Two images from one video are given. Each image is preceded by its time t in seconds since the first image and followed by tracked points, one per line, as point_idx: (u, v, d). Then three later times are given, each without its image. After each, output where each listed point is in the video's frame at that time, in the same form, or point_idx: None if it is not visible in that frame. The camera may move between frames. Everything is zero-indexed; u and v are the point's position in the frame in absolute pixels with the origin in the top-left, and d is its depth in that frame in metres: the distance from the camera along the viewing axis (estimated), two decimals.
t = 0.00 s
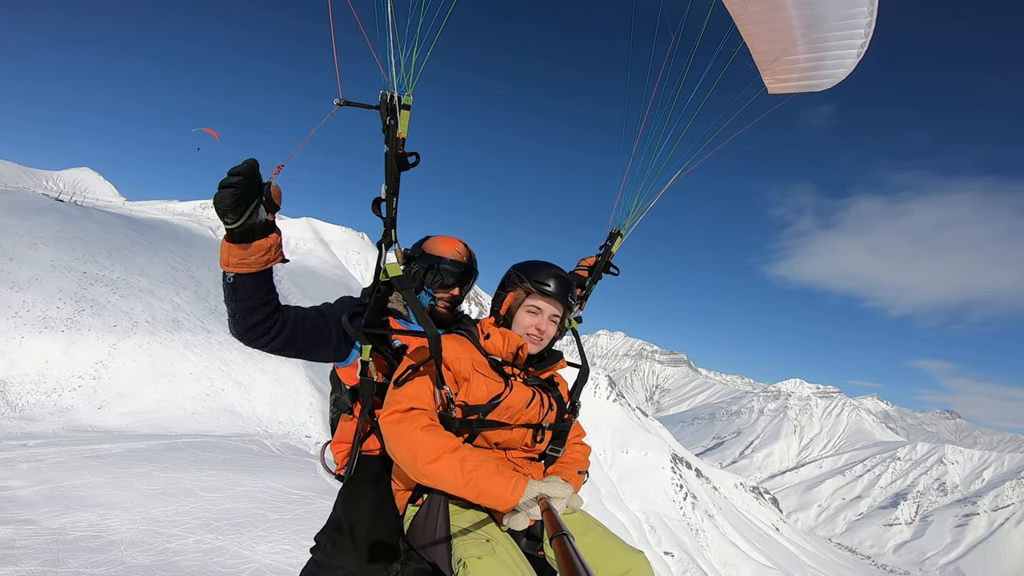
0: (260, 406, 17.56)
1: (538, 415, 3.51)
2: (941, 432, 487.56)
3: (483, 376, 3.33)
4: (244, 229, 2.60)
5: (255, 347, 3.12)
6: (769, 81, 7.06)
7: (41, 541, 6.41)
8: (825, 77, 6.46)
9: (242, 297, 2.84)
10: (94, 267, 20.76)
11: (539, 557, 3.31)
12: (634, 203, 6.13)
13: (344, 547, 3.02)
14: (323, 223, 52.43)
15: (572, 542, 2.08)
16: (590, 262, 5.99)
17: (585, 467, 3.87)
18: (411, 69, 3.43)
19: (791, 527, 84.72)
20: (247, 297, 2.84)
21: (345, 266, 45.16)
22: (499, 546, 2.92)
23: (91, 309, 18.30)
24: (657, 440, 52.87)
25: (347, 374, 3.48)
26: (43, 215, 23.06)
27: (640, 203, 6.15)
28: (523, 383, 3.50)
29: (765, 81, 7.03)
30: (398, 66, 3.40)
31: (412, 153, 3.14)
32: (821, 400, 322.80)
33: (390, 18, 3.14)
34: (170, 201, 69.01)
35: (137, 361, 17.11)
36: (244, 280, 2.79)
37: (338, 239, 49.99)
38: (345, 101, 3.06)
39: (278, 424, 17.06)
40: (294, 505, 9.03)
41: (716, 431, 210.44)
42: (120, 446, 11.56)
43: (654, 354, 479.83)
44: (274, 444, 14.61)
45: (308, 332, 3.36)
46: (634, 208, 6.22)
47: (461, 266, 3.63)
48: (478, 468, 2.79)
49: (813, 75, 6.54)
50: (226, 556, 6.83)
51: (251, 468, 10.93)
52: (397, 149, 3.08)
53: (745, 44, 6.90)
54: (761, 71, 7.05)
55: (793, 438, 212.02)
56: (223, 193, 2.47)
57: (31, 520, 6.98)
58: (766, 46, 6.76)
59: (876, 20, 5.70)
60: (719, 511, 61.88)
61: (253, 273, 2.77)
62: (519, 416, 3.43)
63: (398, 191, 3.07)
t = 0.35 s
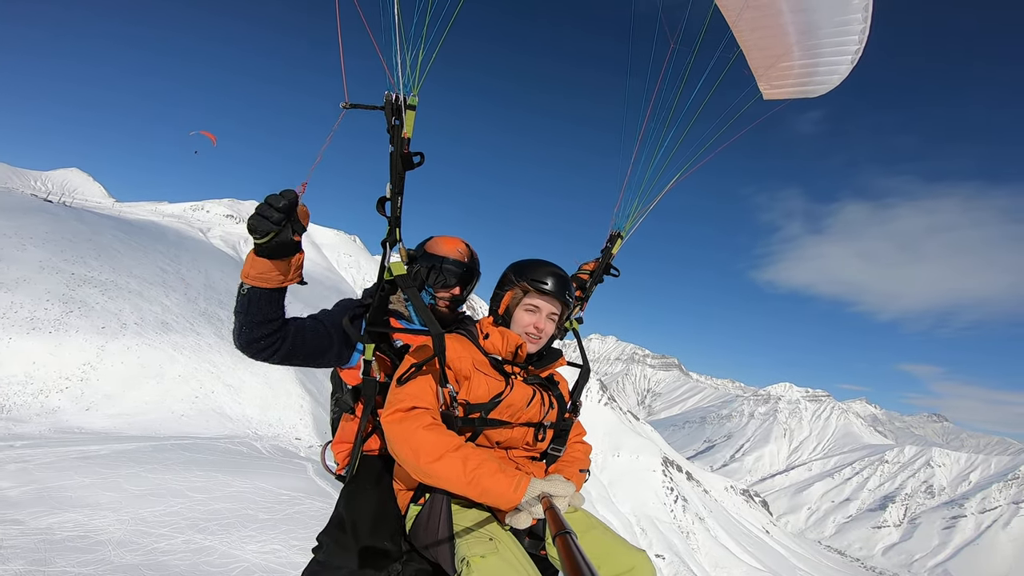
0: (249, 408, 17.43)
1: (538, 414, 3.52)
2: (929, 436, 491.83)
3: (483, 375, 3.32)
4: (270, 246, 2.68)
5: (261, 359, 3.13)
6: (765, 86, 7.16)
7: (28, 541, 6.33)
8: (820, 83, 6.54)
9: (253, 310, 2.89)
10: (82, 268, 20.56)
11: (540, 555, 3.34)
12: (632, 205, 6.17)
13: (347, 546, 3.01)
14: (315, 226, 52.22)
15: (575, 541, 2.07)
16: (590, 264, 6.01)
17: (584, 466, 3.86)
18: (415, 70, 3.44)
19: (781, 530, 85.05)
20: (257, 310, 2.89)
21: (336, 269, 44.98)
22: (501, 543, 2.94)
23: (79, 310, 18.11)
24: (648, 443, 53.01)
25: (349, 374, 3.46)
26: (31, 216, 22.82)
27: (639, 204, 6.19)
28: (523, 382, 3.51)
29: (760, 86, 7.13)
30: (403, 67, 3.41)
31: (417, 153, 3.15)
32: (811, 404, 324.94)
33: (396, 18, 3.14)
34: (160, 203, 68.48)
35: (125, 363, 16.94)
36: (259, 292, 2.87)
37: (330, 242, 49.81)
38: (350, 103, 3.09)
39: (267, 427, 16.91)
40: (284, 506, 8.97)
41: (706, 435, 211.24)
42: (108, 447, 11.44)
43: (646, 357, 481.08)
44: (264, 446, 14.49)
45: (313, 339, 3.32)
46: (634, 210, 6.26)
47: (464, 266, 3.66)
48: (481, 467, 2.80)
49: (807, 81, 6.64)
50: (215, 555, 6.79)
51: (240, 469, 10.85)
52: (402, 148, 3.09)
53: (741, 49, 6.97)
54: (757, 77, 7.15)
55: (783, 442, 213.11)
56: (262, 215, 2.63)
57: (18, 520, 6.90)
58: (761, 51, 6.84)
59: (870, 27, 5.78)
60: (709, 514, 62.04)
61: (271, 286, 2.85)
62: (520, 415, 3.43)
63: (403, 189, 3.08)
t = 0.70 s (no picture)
0: (245, 408, 17.37)
1: (523, 426, 3.53)
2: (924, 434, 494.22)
3: (468, 386, 3.32)
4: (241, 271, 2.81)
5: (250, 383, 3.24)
6: (757, 87, 7.18)
7: (25, 539, 6.31)
8: (812, 84, 6.58)
9: (236, 335, 3.00)
10: (78, 269, 20.49)
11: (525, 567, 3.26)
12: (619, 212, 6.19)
13: (327, 558, 3.09)
14: (311, 226, 52.15)
15: (558, 553, 2.09)
16: (577, 274, 6.03)
17: (569, 477, 3.90)
18: (393, 75, 3.45)
19: (777, 528, 85.31)
20: (239, 335, 2.99)
21: (332, 269, 44.93)
22: (485, 554, 2.87)
23: (74, 310, 18.05)
24: (645, 442, 53.10)
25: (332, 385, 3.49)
26: (25, 216, 22.71)
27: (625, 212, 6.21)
28: (510, 394, 3.49)
29: (753, 87, 7.15)
30: (381, 72, 3.41)
31: (395, 160, 3.16)
32: (806, 403, 325.87)
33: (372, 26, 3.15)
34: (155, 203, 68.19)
35: (121, 363, 16.89)
36: (239, 317, 2.96)
37: (326, 242, 49.74)
38: (327, 113, 3.12)
39: (264, 426, 16.87)
40: (280, 503, 8.96)
41: (702, 434, 211.76)
42: (104, 447, 11.40)
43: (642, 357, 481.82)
44: (260, 445, 14.46)
45: (295, 354, 3.41)
46: (619, 217, 6.29)
47: (444, 273, 3.70)
48: (464, 477, 2.79)
49: (800, 82, 6.67)
50: (213, 551, 6.78)
51: (237, 468, 10.84)
52: (380, 154, 3.10)
53: (733, 50, 7.01)
54: (750, 78, 7.18)
55: (778, 440, 213.73)
56: (234, 240, 2.72)
57: (15, 519, 6.89)
58: (753, 53, 6.88)
59: (863, 28, 5.82)
60: (706, 512, 62.18)
61: (247, 311, 2.94)
62: (506, 426, 3.44)
63: (381, 197, 3.09)
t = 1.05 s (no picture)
0: (247, 405, 17.40)
1: (507, 436, 3.58)
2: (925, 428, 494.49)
3: (452, 397, 3.34)
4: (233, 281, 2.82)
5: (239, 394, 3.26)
6: (750, 84, 7.15)
7: (32, 536, 6.34)
8: (804, 79, 6.55)
9: (227, 347, 3.02)
10: (79, 268, 20.51)
11: None
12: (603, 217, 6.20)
13: (307, 567, 3.06)
14: (311, 224, 52.14)
15: (539, 562, 2.10)
16: (559, 280, 6.03)
17: (553, 488, 3.86)
18: (367, 80, 3.48)
19: (778, 523, 85.49)
20: (231, 347, 3.03)
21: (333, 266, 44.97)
22: (467, 564, 2.90)
23: (77, 310, 18.08)
24: (645, 437, 53.19)
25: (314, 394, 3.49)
26: (26, 217, 22.71)
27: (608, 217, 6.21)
28: (494, 404, 3.53)
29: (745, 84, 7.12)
30: (354, 78, 3.45)
31: (370, 165, 3.19)
32: (807, 398, 325.99)
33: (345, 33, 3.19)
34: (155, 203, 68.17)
35: (124, 362, 16.94)
36: (230, 328, 2.98)
37: (326, 239, 49.75)
38: (301, 119, 3.14)
39: (266, 423, 16.91)
40: (283, 498, 9.01)
41: (704, 429, 211.89)
42: (108, 445, 11.44)
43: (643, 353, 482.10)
44: (263, 443, 14.51)
45: (284, 365, 3.43)
46: (603, 222, 6.27)
47: (428, 282, 3.78)
48: (445, 486, 2.79)
49: (792, 78, 6.64)
50: (217, 546, 6.83)
51: (240, 464, 10.89)
52: (354, 161, 3.13)
53: (725, 47, 6.98)
54: (742, 74, 7.15)
55: (780, 436, 213.91)
56: (231, 251, 2.73)
57: (22, 516, 6.93)
58: (745, 49, 6.85)
59: (853, 22, 5.81)
60: (707, 507, 62.33)
61: (240, 323, 2.97)
62: (489, 436, 3.49)
63: (357, 203, 3.11)
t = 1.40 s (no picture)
0: (251, 401, 17.48)
1: (514, 427, 3.56)
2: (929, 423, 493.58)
3: (458, 388, 3.36)
4: (246, 278, 2.83)
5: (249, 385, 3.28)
6: (743, 81, 7.13)
7: (41, 532, 6.39)
8: (798, 76, 6.53)
9: (238, 339, 3.05)
10: (84, 267, 20.59)
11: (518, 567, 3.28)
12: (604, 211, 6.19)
13: (318, 560, 3.08)
14: (313, 222, 52.20)
15: (548, 553, 2.11)
16: (562, 275, 6.05)
17: (560, 479, 3.92)
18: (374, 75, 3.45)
19: (781, 518, 85.50)
20: (241, 341, 3.05)
21: (335, 264, 45.01)
22: (478, 554, 2.87)
23: (81, 309, 18.15)
24: (647, 433, 53.29)
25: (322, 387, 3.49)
26: (31, 217, 22.81)
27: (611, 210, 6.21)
28: (500, 395, 3.54)
29: (739, 81, 7.10)
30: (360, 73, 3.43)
31: (376, 160, 3.18)
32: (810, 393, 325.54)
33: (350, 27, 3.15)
34: (157, 202, 68.30)
35: (129, 360, 17.02)
36: (241, 325, 3.02)
37: (328, 237, 49.82)
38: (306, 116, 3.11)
39: (269, 420, 16.97)
40: (288, 493, 9.07)
41: (706, 425, 211.91)
42: (115, 442, 11.51)
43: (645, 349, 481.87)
44: (267, 439, 14.56)
45: (292, 359, 3.44)
46: (604, 216, 6.29)
47: (431, 277, 3.81)
48: (454, 478, 2.82)
49: (785, 75, 6.62)
50: (222, 540, 6.89)
51: (244, 460, 10.95)
52: (360, 156, 3.11)
53: (718, 43, 6.95)
54: (736, 71, 7.12)
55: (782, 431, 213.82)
56: (244, 248, 2.75)
57: (32, 512, 6.98)
58: (738, 46, 6.83)
59: (845, 19, 5.79)
60: (709, 503, 62.42)
61: (251, 318, 2.99)
62: (496, 427, 3.47)
63: (363, 198, 3.09)
